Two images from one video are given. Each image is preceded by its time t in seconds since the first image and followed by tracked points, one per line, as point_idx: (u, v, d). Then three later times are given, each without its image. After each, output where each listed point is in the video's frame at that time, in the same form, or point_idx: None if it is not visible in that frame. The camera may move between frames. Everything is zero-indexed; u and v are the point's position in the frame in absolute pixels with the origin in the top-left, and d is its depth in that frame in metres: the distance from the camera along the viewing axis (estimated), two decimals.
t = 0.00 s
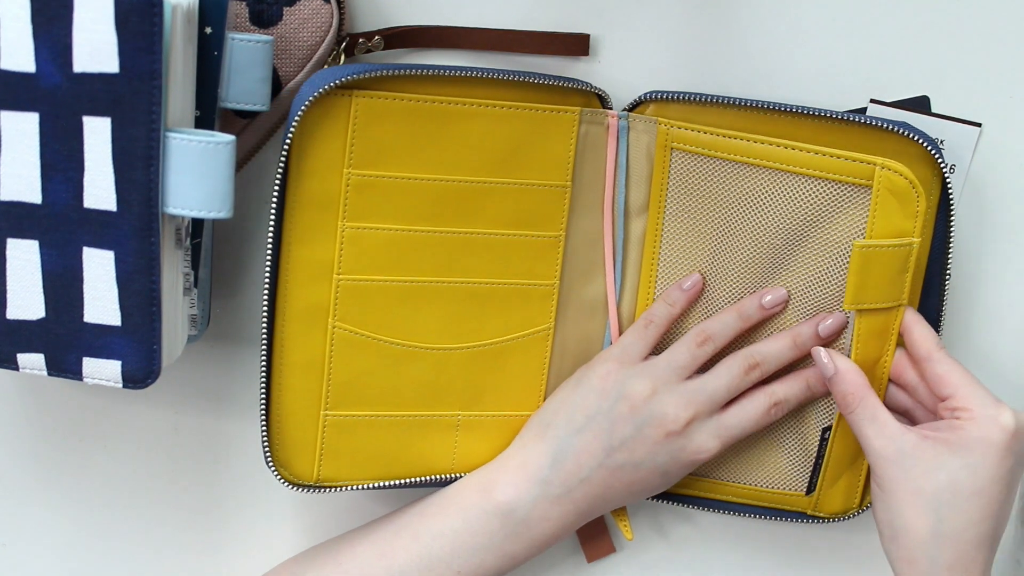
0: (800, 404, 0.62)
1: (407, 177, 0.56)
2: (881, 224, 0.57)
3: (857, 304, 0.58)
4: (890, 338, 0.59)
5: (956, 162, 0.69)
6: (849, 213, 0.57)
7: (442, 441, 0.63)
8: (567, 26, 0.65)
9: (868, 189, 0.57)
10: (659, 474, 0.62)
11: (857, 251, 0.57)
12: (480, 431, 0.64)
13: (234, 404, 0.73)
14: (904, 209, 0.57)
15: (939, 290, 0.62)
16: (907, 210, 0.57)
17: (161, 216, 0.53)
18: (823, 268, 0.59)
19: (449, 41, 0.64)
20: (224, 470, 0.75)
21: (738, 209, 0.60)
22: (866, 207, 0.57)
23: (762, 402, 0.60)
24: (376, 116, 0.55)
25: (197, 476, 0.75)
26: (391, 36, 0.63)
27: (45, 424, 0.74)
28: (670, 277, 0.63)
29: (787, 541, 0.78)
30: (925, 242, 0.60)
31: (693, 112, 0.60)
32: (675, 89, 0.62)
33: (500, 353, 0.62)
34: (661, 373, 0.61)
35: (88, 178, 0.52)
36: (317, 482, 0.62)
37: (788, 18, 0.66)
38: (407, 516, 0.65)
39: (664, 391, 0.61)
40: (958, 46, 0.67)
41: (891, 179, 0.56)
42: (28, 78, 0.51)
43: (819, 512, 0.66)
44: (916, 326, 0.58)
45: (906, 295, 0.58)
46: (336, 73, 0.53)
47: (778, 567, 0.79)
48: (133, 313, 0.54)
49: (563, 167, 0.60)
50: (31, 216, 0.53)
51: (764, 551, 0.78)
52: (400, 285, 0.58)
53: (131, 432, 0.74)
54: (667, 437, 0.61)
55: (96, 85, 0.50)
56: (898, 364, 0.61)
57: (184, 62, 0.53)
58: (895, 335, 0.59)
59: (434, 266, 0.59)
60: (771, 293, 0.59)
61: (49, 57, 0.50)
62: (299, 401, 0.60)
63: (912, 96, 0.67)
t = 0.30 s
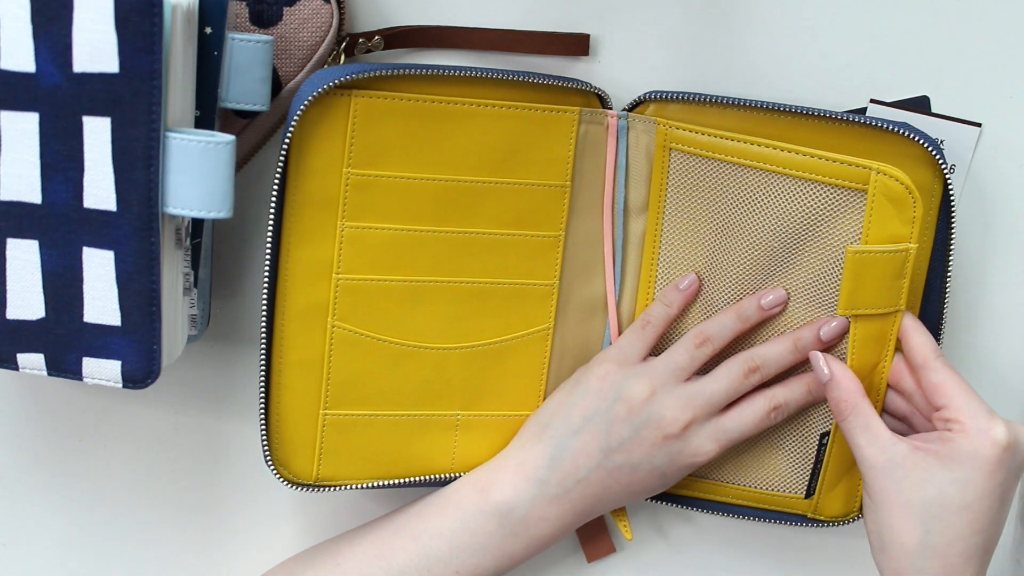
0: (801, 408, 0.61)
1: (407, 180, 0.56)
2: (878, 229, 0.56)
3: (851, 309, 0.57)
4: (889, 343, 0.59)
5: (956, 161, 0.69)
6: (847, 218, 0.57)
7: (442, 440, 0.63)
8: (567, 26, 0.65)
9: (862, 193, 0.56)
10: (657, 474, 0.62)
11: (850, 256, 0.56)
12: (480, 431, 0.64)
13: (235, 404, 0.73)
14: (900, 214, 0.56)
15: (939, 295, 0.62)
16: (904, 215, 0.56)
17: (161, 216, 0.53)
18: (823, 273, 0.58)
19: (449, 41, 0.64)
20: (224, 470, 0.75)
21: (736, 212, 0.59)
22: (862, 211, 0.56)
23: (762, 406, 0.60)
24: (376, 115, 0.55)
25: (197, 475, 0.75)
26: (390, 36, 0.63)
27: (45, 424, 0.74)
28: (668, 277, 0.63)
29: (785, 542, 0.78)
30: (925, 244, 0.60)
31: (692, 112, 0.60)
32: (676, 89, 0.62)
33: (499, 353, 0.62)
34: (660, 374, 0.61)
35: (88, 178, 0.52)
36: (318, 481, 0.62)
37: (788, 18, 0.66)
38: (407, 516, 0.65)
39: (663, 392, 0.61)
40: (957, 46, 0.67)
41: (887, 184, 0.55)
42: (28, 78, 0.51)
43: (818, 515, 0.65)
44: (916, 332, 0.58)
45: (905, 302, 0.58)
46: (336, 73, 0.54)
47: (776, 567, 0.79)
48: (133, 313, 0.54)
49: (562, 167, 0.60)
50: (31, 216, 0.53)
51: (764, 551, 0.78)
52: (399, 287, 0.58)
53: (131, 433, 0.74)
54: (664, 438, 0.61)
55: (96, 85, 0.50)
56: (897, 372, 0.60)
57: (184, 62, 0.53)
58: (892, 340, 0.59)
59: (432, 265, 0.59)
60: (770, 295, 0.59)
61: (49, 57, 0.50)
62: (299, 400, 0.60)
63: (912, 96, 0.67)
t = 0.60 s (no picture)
0: (795, 378, 0.64)
1: (400, 198, 0.56)
2: (868, 195, 0.61)
3: (848, 273, 0.62)
4: (879, 305, 0.63)
5: (956, 160, 0.69)
6: (827, 187, 0.61)
7: (449, 459, 0.63)
8: (567, 26, 0.65)
9: (853, 161, 0.60)
10: (669, 467, 0.62)
11: (847, 220, 0.61)
12: (485, 445, 0.64)
13: (234, 404, 0.73)
14: (888, 178, 0.61)
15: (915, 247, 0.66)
16: (890, 178, 0.61)
17: (161, 216, 0.53)
18: (807, 244, 0.62)
19: (449, 40, 0.64)
20: (224, 470, 0.75)
21: (721, 195, 0.61)
22: (852, 178, 0.61)
23: (757, 381, 0.62)
24: (357, 140, 0.54)
25: (197, 475, 0.75)
26: (391, 36, 0.62)
27: (45, 424, 0.74)
28: (658, 273, 0.64)
29: (787, 541, 0.78)
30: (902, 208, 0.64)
31: (672, 106, 0.61)
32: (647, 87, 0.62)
33: (496, 367, 0.62)
34: (656, 369, 0.61)
35: (88, 177, 0.52)
36: (330, 515, 0.62)
37: (788, 17, 0.66)
38: (422, 533, 0.65)
39: (661, 386, 0.61)
40: (957, 46, 0.67)
41: (875, 150, 0.60)
42: (28, 78, 0.51)
43: (820, 479, 0.69)
44: (852, 335, 0.57)
45: (894, 261, 0.63)
46: (315, 106, 0.53)
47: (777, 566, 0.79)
48: (133, 313, 0.54)
49: (546, 174, 0.60)
50: (31, 216, 0.53)
51: (765, 551, 0.78)
52: (400, 309, 0.58)
53: (131, 432, 0.74)
54: (668, 430, 0.61)
55: (96, 85, 0.50)
56: (878, 379, 0.58)
57: (183, 61, 0.53)
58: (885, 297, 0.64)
59: (427, 284, 0.58)
60: (752, 277, 0.61)
61: (49, 57, 0.50)
62: (304, 436, 0.60)
63: (912, 95, 0.67)
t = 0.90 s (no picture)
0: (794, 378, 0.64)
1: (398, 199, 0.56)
2: (867, 194, 0.61)
3: (847, 270, 0.60)
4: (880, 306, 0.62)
5: (956, 160, 0.69)
6: (826, 188, 0.61)
7: (447, 459, 0.63)
8: (567, 26, 0.65)
9: (852, 162, 0.60)
10: (667, 467, 0.62)
11: (844, 222, 0.60)
12: (484, 446, 0.64)
13: (234, 404, 0.73)
14: (887, 179, 0.60)
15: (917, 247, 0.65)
16: (890, 178, 0.60)
17: (161, 215, 0.53)
18: (807, 244, 0.62)
19: (449, 41, 0.64)
20: (223, 471, 0.75)
21: (720, 195, 0.61)
22: (851, 179, 0.61)
23: (757, 382, 0.62)
24: (355, 143, 0.55)
25: (197, 475, 0.75)
26: (390, 36, 0.63)
27: (45, 424, 0.74)
28: (657, 274, 0.64)
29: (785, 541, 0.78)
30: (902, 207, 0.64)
31: (671, 106, 0.61)
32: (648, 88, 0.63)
33: (496, 368, 0.62)
34: (655, 368, 0.61)
35: (87, 177, 0.52)
36: (328, 513, 0.62)
37: (787, 17, 0.66)
38: (418, 533, 0.65)
39: (659, 386, 0.61)
40: (957, 46, 0.67)
41: (874, 151, 0.60)
42: (28, 78, 0.51)
43: (819, 480, 0.69)
44: (844, 291, 0.59)
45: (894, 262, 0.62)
46: (313, 105, 0.53)
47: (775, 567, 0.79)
48: (133, 313, 0.54)
49: (545, 175, 0.60)
50: (31, 216, 0.53)
51: (763, 551, 0.78)
52: (397, 310, 0.58)
53: (131, 432, 0.74)
54: (667, 429, 0.61)
55: (96, 85, 0.50)
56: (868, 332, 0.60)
57: (183, 62, 0.53)
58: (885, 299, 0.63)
59: (425, 286, 0.58)
60: (753, 277, 0.61)
61: (49, 57, 0.50)
62: (302, 435, 0.60)
63: (912, 95, 0.67)
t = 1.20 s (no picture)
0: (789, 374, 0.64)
1: (389, 199, 0.56)
2: (858, 188, 0.60)
3: (837, 266, 0.62)
4: (872, 300, 0.63)
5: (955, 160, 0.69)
6: (816, 183, 0.61)
7: (443, 460, 0.63)
8: (568, 26, 0.65)
9: (841, 156, 0.60)
10: (665, 464, 0.62)
11: (834, 216, 0.61)
12: (481, 446, 0.64)
13: (233, 403, 0.73)
14: (877, 172, 0.60)
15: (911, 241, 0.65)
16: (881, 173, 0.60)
17: (161, 216, 0.53)
18: (798, 240, 0.62)
19: (450, 41, 0.64)
20: (223, 471, 0.75)
21: (711, 191, 0.62)
22: (840, 173, 0.61)
23: (751, 377, 0.62)
24: (344, 143, 0.55)
25: (197, 475, 0.75)
26: (391, 36, 0.63)
27: (44, 423, 0.74)
28: (649, 272, 0.64)
29: (785, 540, 0.78)
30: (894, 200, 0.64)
31: (658, 105, 0.62)
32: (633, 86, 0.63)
33: (490, 368, 0.62)
34: (649, 366, 0.61)
35: (88, 177, 0.52)
36: (324, 517, 0.62)
37: (788, 17, 0.66)
38: (416, 532, 0.65)
39: (653, 383, 0.61)
40: (956, 46, 0.67)
41: (863, 145, 0.60)
42: (28, 78, 0.51)
43: (818, 473, 0.69)
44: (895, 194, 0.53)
45: (884, 257, 0.62)
46: (300, 108, 0.53)
47: (776, 565, 0.79)
48: (133, 313, 0.54)
49: (535, 174, 0.60)
50: (31, 216, 0.53)
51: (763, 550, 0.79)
52: (391, 310, 0.58)
53: (131, 432, 0.74)
54: (662, 425, 0.61)
55: (96, 85, 0.50)
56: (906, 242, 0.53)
57: (183, 62, 0.53)
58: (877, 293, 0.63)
59: (419, 285, 0.59)
60: (744, 274, 0.62)
61: (49, 57, 0.50)
62: (296, 439, 0.60)
63: (912, 95, 0.67)
